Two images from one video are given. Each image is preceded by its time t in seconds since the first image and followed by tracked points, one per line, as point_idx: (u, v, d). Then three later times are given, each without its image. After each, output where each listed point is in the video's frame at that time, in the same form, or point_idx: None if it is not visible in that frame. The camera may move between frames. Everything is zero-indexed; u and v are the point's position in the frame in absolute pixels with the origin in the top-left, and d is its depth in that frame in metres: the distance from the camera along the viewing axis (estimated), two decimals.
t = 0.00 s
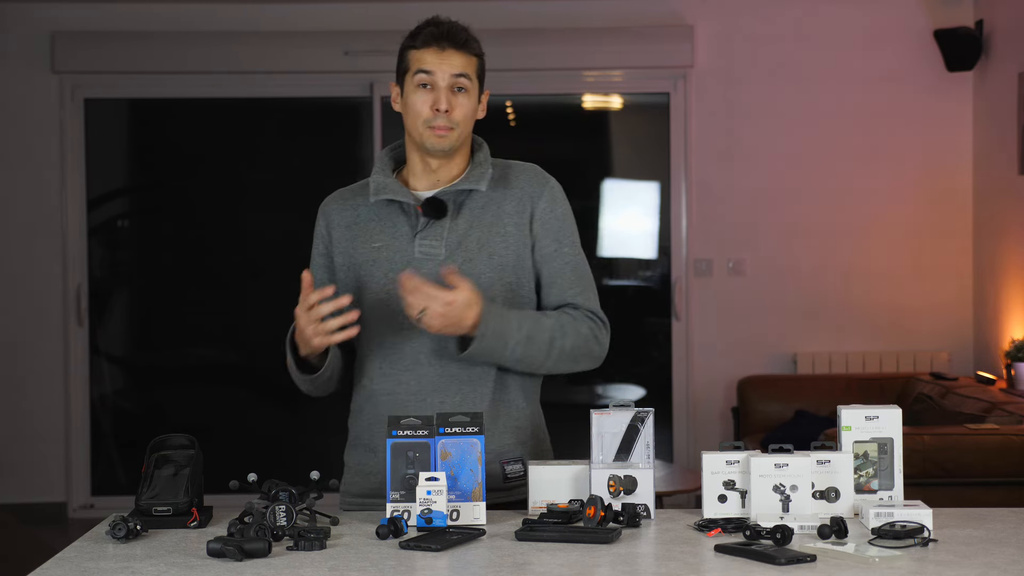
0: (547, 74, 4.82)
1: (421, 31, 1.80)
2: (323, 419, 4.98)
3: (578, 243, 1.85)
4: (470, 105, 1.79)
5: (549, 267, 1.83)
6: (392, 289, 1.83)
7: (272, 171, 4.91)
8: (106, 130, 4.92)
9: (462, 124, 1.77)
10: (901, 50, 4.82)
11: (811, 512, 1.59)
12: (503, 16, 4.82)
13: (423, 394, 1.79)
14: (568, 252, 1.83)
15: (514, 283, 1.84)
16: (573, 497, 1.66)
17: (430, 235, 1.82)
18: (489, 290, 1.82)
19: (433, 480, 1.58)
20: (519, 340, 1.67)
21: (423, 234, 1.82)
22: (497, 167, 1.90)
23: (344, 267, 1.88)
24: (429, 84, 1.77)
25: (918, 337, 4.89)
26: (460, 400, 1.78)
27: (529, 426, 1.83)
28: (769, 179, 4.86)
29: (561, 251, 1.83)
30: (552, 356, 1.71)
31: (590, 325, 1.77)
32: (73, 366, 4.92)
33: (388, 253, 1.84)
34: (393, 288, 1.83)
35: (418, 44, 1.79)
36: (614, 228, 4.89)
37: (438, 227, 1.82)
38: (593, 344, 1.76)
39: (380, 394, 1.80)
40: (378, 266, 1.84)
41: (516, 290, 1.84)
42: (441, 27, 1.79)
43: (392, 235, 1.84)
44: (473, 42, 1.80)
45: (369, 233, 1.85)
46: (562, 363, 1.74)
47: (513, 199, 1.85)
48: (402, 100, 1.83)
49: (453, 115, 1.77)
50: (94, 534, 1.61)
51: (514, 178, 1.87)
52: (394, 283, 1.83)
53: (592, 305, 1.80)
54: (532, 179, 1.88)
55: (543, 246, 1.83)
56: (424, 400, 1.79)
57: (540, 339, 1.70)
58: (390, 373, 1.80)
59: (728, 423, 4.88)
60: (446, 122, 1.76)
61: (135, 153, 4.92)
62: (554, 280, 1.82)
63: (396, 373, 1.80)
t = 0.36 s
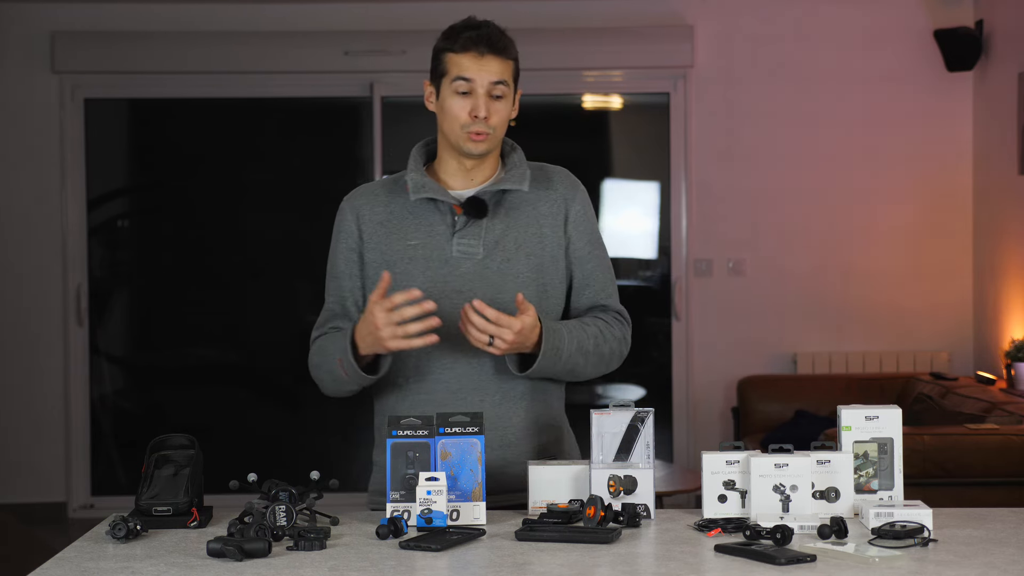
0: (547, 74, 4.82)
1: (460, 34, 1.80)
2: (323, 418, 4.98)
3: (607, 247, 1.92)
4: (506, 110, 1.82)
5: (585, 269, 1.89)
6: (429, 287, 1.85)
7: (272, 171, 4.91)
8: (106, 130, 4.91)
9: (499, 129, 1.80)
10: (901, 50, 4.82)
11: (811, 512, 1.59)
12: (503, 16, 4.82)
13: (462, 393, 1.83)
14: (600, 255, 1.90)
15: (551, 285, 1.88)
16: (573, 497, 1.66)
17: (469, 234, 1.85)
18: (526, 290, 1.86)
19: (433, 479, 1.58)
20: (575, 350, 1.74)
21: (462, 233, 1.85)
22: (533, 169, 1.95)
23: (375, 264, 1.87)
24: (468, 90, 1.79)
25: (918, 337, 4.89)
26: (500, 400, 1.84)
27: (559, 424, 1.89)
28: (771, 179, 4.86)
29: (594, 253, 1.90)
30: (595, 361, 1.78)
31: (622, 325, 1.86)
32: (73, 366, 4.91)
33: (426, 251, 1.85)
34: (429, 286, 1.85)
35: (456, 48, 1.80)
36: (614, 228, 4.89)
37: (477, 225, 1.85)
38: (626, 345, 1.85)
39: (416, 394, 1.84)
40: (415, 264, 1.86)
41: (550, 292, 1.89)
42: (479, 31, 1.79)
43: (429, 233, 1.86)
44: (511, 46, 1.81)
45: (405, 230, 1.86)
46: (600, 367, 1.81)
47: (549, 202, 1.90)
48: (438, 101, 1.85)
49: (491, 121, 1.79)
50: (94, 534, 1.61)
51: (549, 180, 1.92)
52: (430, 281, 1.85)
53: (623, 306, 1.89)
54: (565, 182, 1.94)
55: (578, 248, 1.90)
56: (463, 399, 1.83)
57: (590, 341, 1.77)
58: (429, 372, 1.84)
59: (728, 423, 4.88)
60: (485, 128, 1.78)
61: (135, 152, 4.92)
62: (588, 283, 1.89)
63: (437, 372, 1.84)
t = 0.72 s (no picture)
0: (547, 75, 4.82)
1: (480, 36, 1.80)
2: (322, 419, 4.98)
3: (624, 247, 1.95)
4: (527, 112, 1.82)
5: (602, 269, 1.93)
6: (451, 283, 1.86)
7: (271, 171, 4.92)
8: (106, 131, 4.92)
9: (520, 131, 1.80)
10: (901, 50, 4.82)
11: (811, 512, 1.59)
12: (503, 16, 4.82)
13: (485, 389, 1.83)
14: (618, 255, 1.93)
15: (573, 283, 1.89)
16: (573, 497, 1.66)
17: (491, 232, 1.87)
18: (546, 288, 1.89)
19: (433, 479, 1.58)
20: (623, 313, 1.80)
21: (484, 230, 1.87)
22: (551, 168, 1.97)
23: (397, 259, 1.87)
24: (489, 92, 1.79)
25: (919, 338, 4.89)
26: (522, 396, 1.84)
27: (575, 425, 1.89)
28: (772, 179, 4.86)
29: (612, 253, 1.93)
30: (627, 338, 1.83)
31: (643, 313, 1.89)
32: (73, 366, 4.92)
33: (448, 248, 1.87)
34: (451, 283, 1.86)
35: (476, 50, 1.80)
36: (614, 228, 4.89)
37: (500, 224, 1.87)
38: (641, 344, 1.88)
39: (437, 389, 1.83)
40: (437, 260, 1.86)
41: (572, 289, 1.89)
42: (500, 33, 1.79)
43: (451, 230, 1.87)
44: (531, 48, 1.81)
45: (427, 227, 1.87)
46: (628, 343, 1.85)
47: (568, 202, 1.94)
48: (456, 102, 1.84)
49: (513, 122, 1.79)
50: (94, 534, 1.61)
51: (567, 180, 1.96)
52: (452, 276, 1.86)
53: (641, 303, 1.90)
54: (582, 183, 1.97)
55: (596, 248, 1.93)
56: (485, 395, 1.83)
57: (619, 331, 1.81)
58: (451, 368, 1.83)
59: (728, 423, 4.88)
60: (506, 129, 1.79)
61: (135, 152, 4.92)
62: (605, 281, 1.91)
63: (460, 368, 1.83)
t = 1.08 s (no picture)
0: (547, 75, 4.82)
1: (479, 38, 1.81)
2: (322, 419, 4.98)
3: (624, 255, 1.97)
4: (528, 111, 1.82)
5: (606, 275, 1.93)
6: (458, 287, 1.85)
7: (271, 171, 4.91)
8: (106, 130, 4.92)
9: (521, 131, 1.81)
10: (901, 50, 4.81)
11: (811, 512, 1.59)
12: (503, 16, 4.82)
13: (491, 392, 1.84)
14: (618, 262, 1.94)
15: (574, 287, 1.90)
16: (573, 497, 1.66)
17: (498, 236, 1.86)
18: (552, 293, 1.88)
19: (433, 479, 1.58)
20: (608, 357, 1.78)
21: (491, 234, 1.86)
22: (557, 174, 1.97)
23: (403, 263, 1.86)
24: (488, 93, 1.79)
25: (919, 338, 4.89)
26: (528, 400, 1.85)
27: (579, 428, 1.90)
28: (772, 180, 4.86)
29: (614, 261, 1.94)
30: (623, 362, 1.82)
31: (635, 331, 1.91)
32: (73, 366, 4.92)
33: (454, 251, 1.86)
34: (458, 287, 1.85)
35: (476, 52, 1.80)
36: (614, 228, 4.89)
37: (507, 228, 1.87)
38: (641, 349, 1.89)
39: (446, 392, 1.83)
40: (442, 263, 1.85)
41: (572, 293, 1.90)
42: (498, 34, 1.79)
43: (458, 233, 1.86)
44: (531, 47, 1.81)
45: (434, 231, 1.86)
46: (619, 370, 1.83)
47: (574, 206, 1.93)
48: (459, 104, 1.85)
49: (513, 123, 1.79)
50: (94, 534, 1.61)
51: (574, 186, 1.95)
52: (458, 280, 1.85)
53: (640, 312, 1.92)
54: (587, 189, 1.97)
55: (599, 254, 1.93)
56: (492, 397, 1.84)
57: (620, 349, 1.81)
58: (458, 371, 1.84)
59: (728, 423, 4.89)
60: (506, 130, 1.79)
61: (135, 152, 4.92)
62: (606, 288, 1.93)
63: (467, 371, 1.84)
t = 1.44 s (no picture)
0: (547, 75, 4.82)
1: (443, 38, 1.82)
2: (322, 419, 4.98)
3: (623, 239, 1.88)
4: (502, 104, 1.81)
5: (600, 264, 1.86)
6: (447, 286, 1.86)
7: (271, 171, 4.91)
8: (106, 130, 4.92)
9: (496, 124, 1.79)
10: (902, 50, 4.81)
11: (811, 512, 1.59)
12: (503, 16, 4.82)
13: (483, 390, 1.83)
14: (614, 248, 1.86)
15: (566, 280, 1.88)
16: (573, 497, 1.66)
17: (485, 235, 1.88)
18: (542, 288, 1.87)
19: (433, 479, 1.58)
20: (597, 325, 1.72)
21: (478, 232, 1.88)
22: (547, 168, 1.94)
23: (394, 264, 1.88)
24: (458, 89, 1.79)
25: (919, 338, 4.88)
26: (520, 398, 1.84)
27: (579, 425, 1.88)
28: (772, 180, 4.86)
29: (607, 245, 1.86)
30: (620, 345, 1.76)
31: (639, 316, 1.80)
32: (73, 366, 4.91)
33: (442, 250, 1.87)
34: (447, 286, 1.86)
35: (441, 51, 1.81)
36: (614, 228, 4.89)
37: (494, 226, 1.88)
38: (639, 336, 1.79)
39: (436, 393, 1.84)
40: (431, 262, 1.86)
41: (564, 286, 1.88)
42: (462, 31, 1.81)
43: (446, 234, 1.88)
44: (496, 40, 1.81)
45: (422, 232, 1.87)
46: (622, 351, 1.78)
47: (565, 200, 1.90)
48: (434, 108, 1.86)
49: (486, 116, 1.78)
50: (94, 534, 1.61)
51: (562, 178, 1.91)
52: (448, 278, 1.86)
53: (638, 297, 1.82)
54: (578, 179, 1.92)
55: (591, 244, 1.88)
56: (483, 396, 1.83)
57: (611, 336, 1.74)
58: (447, 371, 1.84)
59: (728, 423, 4.89)
60: (479, 124, 1.78)
61: (135, 152, 4.92)
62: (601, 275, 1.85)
63: (456, 371, 1.84)
